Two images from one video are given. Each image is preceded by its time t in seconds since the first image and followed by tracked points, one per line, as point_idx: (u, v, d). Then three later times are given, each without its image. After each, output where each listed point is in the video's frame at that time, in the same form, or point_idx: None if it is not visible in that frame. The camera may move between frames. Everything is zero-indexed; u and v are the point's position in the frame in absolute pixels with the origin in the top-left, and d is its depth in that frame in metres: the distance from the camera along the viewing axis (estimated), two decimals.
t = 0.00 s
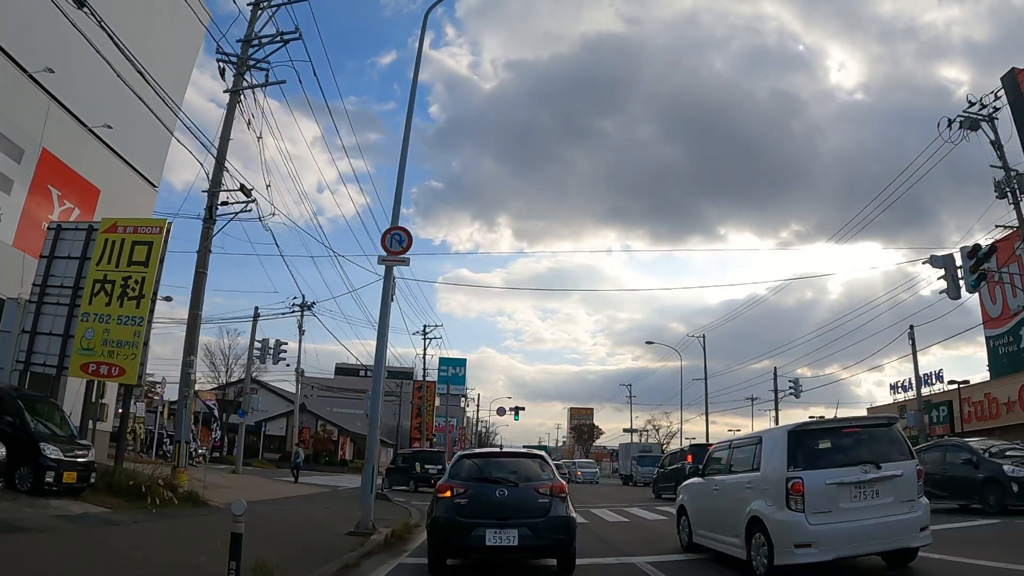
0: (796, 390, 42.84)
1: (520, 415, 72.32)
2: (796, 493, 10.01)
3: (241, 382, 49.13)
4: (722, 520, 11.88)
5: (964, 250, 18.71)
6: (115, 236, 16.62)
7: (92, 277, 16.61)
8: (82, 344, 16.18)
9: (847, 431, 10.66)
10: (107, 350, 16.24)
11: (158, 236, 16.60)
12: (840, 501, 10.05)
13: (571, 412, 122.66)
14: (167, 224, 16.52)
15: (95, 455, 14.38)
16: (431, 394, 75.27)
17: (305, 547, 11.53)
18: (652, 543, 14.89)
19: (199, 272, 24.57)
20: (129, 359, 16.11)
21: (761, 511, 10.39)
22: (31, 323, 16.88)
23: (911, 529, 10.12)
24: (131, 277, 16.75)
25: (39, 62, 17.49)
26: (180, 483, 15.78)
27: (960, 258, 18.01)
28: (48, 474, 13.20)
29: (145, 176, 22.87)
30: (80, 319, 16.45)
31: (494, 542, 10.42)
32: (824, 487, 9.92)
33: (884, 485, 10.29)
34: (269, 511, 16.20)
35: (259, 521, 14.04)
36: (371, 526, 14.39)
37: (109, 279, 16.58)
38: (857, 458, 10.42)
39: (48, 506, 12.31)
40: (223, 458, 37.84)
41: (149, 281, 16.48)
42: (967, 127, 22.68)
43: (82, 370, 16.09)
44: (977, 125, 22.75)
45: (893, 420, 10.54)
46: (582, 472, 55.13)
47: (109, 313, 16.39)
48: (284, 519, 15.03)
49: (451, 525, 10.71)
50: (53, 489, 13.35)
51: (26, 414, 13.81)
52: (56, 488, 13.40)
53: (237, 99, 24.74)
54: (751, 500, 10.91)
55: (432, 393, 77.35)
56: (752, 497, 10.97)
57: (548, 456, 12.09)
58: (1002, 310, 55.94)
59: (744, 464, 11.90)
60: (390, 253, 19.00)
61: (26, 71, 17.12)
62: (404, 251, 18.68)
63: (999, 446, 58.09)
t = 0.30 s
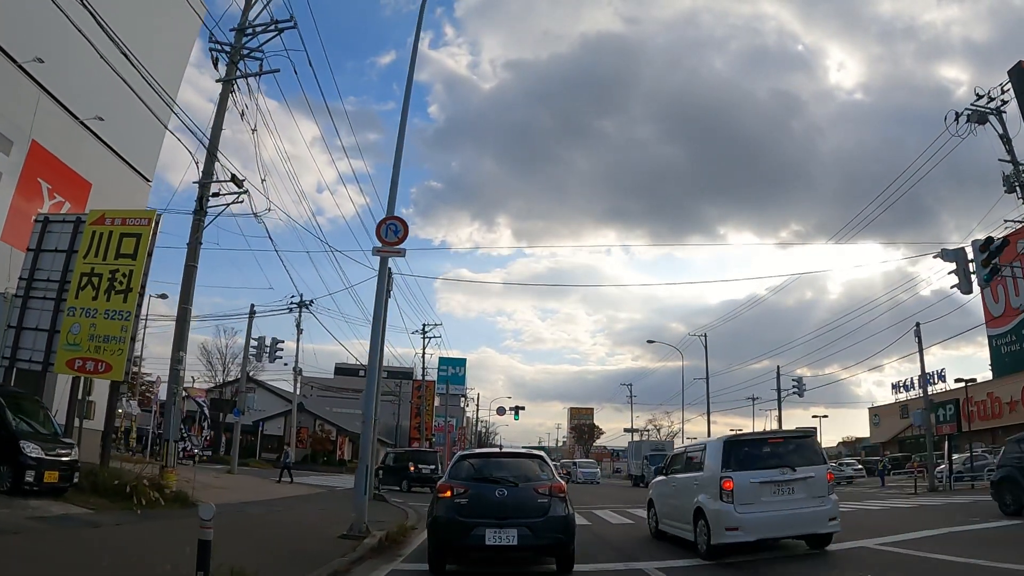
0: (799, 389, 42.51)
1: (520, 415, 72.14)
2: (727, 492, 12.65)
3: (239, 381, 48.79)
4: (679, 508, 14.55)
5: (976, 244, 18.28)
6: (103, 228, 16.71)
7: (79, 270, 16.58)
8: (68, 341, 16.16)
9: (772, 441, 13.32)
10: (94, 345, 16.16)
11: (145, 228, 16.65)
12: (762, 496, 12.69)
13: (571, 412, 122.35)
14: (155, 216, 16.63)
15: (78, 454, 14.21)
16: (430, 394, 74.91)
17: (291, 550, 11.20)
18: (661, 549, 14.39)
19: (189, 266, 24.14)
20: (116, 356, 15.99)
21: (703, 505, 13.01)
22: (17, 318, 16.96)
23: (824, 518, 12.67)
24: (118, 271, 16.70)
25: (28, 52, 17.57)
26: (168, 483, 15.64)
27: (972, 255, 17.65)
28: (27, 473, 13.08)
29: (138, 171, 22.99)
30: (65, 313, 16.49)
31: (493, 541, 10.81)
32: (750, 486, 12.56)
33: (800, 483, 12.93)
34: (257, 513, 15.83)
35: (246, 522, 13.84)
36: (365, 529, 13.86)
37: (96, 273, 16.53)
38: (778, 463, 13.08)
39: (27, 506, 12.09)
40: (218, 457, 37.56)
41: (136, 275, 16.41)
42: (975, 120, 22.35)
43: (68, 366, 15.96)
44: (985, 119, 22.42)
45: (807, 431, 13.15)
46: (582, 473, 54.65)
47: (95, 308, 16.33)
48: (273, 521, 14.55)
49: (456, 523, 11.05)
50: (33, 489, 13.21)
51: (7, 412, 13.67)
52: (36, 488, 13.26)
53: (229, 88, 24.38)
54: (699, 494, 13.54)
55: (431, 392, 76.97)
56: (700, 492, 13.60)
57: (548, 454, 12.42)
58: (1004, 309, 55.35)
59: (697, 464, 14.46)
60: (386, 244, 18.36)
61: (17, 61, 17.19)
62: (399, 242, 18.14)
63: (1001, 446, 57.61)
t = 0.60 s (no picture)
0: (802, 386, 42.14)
1: (520, 413, 71.70)
2: (684, 485, 15.76)
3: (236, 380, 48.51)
4: (652, 499, 17.64)
5: (989, 235, 17.91)
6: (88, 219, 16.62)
7: (64, 263, 16.55)
8: (52, 335, 16.04)
9: (725, 447, 16.35)
10: (78, 341, 15.99)
11: (132, 220, 16.54)
12: (713, 490, 15.75)
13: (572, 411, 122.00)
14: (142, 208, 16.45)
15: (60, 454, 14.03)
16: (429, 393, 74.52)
17: (274, 551, 10.90)
18: (669, 552, 13.91)
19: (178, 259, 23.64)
20: (99, 351, 15.88)
21: (667, 496, 16.05)
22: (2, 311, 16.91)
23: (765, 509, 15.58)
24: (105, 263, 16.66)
25: (14, 42, 17.56)
26: (154, 484, 15.57)
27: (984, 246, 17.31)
28: (7, 472, 12.93)
29: (130, 165, 22.84)
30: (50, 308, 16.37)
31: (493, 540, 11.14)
32: (703, 480, 15.59)
33: (746, 481, 15.93)
34: (246, 514, 15.51)
35: (233, 522, 13.68)
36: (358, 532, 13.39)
37: (81, 265, 16.42)
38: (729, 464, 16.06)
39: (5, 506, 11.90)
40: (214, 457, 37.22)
41: (122, 267, 16.29)
42: (982, 112, 22.00)
43: (51, 361, 15.84)
44: (992, 110, 22.06)
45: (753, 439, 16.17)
46: (583, 472, 54.23)
47: (80, 302, 16.15)
48: (263, 523, 14.12)
49: (455, 522, 11.37)
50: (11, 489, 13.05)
51: None
52: (15, 487, 13.12)
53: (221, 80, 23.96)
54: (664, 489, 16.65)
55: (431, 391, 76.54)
56: (665, 485, 16.71)
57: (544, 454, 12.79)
58: (1006, 306, 55.00)
59: (666, 463, 17.49)
60: (378, 233, 17.84)
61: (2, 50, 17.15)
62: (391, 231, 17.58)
63: (1004, 444, 57.26)
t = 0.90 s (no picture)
0: (805, 385, 41.77)
1: (520, 413, 71.39)
2: (655, 482, 18.08)
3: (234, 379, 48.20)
4: (631, 496, 19.81)
5: (1001, 228, 17.74)
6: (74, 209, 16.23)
7: (49, 254, 16.15)
8: (37, 329, 15.73)
9: (693, 450, 18.61)
10: (63, 335, 15.76)
11: (119, 210, 16.26)
12: (682, 486, 17.99)
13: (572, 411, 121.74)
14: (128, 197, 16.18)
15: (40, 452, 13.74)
16: (429, 393, 74.38)
17: (250, 552, 10.70)
18: (674, 555, 13.48)
19: (166, 250, 23.23)
20: (83, 344, 15.62)
21: (641, 492, 18.30)
22: None
23: (727, 502, 17.96)
24: (91, 254, 16.24)
25: (4, 31, 17.32)
26: (139, 484, 15.30)
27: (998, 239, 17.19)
28: None
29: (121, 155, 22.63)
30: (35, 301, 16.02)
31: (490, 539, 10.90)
32: (671, 478, 17.93)
33: (711, 478, 18.18)
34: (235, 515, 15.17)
35: (219, 523, 13.40)
36: (350, 535, 13.00)
37: (67, 256, 16.12)
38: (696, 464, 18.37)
39: None
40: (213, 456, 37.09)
41: (108, 259, 16.03)
42: (991, 104, 21.64)
43: (36, 357, 15.60)
44: (1001, 103, 21.71)
45: (718, 443, 18.51)
46: (583, 472, 53.79)
47: (65, 294, 15.92)
48: (251, 524, 13.77)
49: (452, 522, 11.14)
50: None
51: None
52: None
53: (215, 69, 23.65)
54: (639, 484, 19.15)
55: (430, 392, 76.16)
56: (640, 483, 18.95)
57: (542, 455, 12.54)
58: (1009, 305, 54.69)
59: (642, 462, 19.78)
60: (373, 222, 17.33)
61: None
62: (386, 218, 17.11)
63: (1007, 444, 56.85)
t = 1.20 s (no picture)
0: (809, 385, 41.39)
1: (520, 413, 71.02)
2: (635, 480, 20.07)
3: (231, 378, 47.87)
4: (615, 493, 21.74)
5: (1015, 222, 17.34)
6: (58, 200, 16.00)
7: (33, 245, 15.93)
8: (19, 322, 15.46)
9: (672, 451, 20.49)
10: (45, 328, 15.48)
11: (105, 199, 15.92)
12: (658, 484, 19.97)
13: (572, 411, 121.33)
14: (114, 186, 15.77)
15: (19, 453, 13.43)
16: (428, 393, 73.95)
17: (230, 551, 10.44)
18: (679, 558, 13.05)
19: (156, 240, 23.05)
20: (67, 338, 15.33)
21: (623, 488, 20.30)
22: None
23: (700, 499, 19.91)
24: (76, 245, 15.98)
25: None
26: (123, 485, 15.07)
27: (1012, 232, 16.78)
28: None
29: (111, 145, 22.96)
30: (18, 293, 15.81)
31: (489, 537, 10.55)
32: (649, 476, 19.94)
33: (684, 477, 20.12)
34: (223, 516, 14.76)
35: (205, 524, 13.02)
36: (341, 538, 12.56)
37: (51, 247, 15.89)
38: (674, 464, 20.26)
39: None
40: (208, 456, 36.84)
41: (93, 250, 15.69)
42: (1000, 97, 21.26)
43: (19, 351, 15.32)
44: (1011, 96, 21.33)
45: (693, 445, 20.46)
46: (584, 473, 53.37)
47: (49, 286, 15.65)
48: (237, 526, 13.39)
49: (452, 519, 10.84)
50: None
51: None
52: None
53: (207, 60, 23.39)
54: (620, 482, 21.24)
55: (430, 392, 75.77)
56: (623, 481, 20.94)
57: (540, 457, 12.20)
58: (1012, 304, 54.36)
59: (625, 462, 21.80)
60: (368, 208, 16.91)
61: None
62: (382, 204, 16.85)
63: (1011, 445, 56.47)
